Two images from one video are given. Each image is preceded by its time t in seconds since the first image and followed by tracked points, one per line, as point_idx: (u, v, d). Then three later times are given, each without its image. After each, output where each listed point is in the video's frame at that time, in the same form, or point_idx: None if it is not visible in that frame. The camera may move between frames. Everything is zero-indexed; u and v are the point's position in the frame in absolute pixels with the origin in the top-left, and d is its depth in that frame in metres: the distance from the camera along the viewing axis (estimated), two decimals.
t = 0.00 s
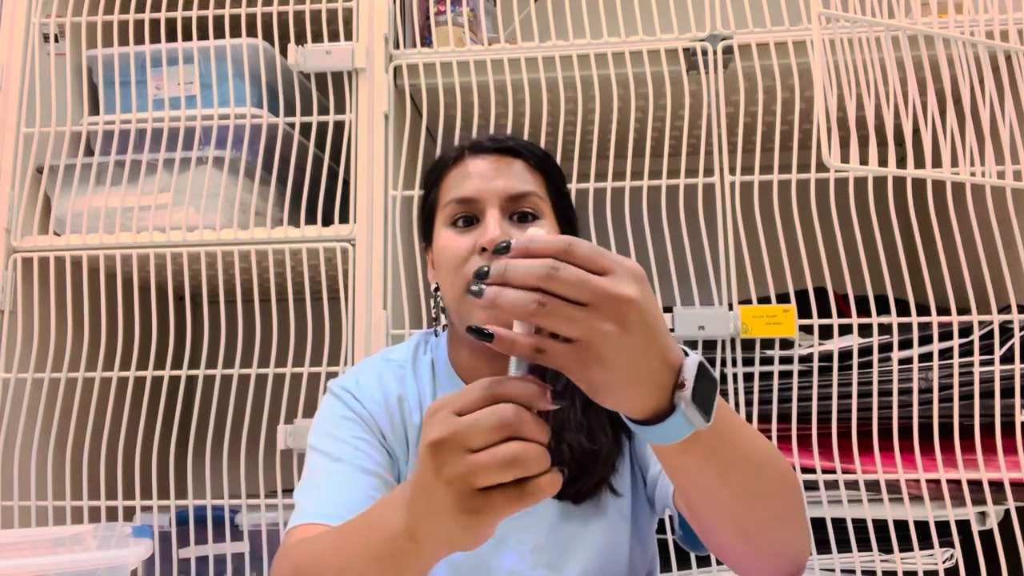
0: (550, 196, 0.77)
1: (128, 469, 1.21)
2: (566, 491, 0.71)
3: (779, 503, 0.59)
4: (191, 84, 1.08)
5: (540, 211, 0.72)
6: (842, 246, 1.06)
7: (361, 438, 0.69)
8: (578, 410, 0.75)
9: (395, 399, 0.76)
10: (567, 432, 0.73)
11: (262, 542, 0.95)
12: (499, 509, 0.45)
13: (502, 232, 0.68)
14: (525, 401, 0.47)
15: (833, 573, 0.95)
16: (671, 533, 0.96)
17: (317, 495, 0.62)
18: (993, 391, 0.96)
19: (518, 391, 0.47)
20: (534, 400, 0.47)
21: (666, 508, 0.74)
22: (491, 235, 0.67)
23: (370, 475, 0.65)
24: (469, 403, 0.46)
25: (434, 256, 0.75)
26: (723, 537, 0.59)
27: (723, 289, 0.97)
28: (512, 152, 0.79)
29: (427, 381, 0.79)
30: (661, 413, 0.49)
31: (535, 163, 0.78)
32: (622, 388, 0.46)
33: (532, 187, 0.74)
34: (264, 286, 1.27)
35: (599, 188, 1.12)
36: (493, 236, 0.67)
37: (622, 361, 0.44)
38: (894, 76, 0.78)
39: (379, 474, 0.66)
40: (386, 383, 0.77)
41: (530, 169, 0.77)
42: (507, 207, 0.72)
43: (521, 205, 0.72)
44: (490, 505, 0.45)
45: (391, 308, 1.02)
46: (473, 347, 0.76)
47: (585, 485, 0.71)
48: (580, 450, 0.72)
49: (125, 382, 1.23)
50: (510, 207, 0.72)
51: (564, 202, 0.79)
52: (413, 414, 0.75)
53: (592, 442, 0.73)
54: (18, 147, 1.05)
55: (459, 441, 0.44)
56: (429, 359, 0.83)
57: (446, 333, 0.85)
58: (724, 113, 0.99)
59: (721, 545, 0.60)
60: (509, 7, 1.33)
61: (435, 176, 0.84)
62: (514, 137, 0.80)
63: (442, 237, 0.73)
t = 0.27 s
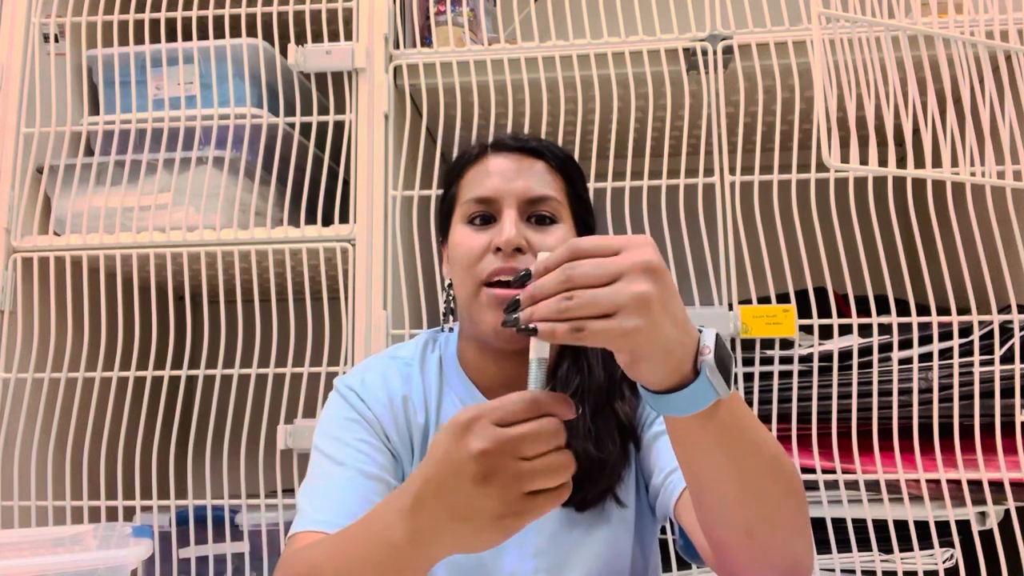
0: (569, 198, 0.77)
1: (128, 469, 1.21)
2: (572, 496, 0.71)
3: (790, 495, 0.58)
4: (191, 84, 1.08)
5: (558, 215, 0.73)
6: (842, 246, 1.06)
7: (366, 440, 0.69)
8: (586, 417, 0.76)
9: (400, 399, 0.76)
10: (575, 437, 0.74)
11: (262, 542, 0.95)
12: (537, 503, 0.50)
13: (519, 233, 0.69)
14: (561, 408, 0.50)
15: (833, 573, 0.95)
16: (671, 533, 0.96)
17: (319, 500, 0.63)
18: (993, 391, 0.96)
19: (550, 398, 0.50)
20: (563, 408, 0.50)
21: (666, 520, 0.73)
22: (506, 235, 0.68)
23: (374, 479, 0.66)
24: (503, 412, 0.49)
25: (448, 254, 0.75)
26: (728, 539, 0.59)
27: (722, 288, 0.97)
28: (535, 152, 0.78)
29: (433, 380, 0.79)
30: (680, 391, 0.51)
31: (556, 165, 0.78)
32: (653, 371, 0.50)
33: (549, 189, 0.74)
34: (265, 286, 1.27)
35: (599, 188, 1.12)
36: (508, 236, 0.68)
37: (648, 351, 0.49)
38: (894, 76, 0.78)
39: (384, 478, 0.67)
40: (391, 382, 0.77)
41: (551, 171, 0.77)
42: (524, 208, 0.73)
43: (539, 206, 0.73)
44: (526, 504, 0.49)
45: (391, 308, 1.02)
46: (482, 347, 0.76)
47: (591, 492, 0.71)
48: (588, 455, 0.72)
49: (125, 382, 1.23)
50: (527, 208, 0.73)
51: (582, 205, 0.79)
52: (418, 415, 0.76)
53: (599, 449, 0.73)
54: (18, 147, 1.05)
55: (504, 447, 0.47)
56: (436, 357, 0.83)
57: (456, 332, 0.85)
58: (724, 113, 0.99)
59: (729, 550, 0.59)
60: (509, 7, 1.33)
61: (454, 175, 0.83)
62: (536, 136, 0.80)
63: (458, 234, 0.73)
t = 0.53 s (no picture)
0: (569, 198, 0.77)
1: (128, 469, 1.21)
2: (574, 498, 0.71)
3: (783, 493, 0.57)
4: (191, 84, 1.08)
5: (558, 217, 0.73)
6: (842, 246, 1.06)
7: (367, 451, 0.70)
8: (590, 417, 0.76)
9: (400, 404, 0.76)
10: (578, 437, 0.74)
11: (262, 543, 0.95)
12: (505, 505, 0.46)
13: (520, 235, 0.70)
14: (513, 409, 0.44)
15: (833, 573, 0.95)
16: (671, 533, 0.96)
17: (326, 515, 0.64)
18: (993, 391, 0.96)
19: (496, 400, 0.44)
20: (524, 410, 0.45)
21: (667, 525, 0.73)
22: (507, 237, 0.69)
23: (377, 490, 0.67)
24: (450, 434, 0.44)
25: (449, 258, 0.76)
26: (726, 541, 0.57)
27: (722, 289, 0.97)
28: (533, 152, 0.78)
29: (433, 383, 0.80)
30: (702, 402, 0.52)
31: (555, 165, 0.78)
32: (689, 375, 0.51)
33: (548, 191, 0.74)
34: (264, 286, 1.27)
35: (599, 188, 1.12)
36: (509, 238, 0.69)
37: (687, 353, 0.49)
38: (894, 76, 0.78)
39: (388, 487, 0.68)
40: (391, 387, 0.78)
41: (550, 172, 0.77)
42: (524, 210, 0.73)
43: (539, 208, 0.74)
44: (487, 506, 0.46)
45: (391, 308, 1.02)
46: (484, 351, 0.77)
47: (593, 493, 0.71)
48: (591, 456, 0.72)
49: (125, 382, 1.23)
50: (527, 210, 0.73)
51: (583, 205, 0.79)
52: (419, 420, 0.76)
53: (603, 450, 0.73)
54: (18, 147, 1.05)
55: (454, 453, 0.44)
56: (436, 359, 0.83)
57: (457, 333, 0.85)
58: (724, 113, 0.99)
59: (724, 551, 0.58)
60: (509, 7, 1.33)
61: (452, 174, 0.82)
62: (534, 137, 0.79)
63: (458, 236, 0.73)
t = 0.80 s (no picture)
0: (566, 196, 0.77)
1: (128, 469, 1.21)
2: (576, 501, 0.72)
3: (759, 510, 0.54)
4: (191, 84, 1.08)
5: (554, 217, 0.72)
6: (842, 246, 1.06)
7: (361, 465, 0.71)
8: (592, 420, 0.75)
9: (400, 413, 0.76)
10: (582, 441, 0.74)
11: (262, 543, 0.95)
12: (496, 514, 0.51)
13: (515, 235, 0.69)
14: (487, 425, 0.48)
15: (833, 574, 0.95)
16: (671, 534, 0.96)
17: (317, 534, 0.65)
18: (993, 391, 0.96)
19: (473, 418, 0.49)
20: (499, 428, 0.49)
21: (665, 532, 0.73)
22: (501, 239, 0.68)
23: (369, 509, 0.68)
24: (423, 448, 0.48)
25: (448, 260, 0.75)
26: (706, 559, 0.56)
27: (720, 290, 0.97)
28: (530, 152, 0.79)
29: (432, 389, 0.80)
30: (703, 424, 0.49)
31: (551, 163, 0.78)
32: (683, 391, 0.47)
33: (545, 190, 0.74)
34: (264, 287, 1.27)
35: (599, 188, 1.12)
36: (503, 240, 0.68)
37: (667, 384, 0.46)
38: (895, 76, 0.78)
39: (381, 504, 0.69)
40: (390, 394, 0.78)
41: (546, 170, 0.77)
42: (519, 210, 0.73)
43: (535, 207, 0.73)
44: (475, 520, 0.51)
45: (391, 308, 1.02)
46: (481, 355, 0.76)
47: (595, 496, 0.72)
48: (593, 460, 0.72)
49: (125, 382, 1.23)
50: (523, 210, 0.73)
51: (581, 202, 0.79)
52: (418, 429, 0.76)
53: (604, 453, 0.73)
54: (18, 148, 1.05)
55: (444, 478, 0.49)
56: (435, 363, 0.82)
57: (457, 335, 0.85)
58: (724, 113, 0.99)
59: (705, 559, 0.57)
60: (509, 8, 1.33)
61: (450, 175, 0.83)
62: (530, 136, 0.80)
63: (456, 238, 0.73)
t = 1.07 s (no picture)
0: (575, 198, 0.77)
1: (128, 469, 1.21)
2: (578, 499, 0.71)
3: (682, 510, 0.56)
4: (191, 84, 1.08)
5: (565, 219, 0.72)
6: (842, 246, 1.06)
7: (361, 468, 0.71)
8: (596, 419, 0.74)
9: (401, 414, 0.76)
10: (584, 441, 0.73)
11: (262, 542, 0.96)
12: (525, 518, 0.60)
13: (528, 235, 0.68)
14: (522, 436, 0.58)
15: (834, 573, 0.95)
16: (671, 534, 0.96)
17: (318, 540, 0.66)
18: (993, 391, 0.96)
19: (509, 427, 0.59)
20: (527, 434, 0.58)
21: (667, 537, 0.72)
22: (515, 237, 0.67)
23: (369, 512, 0.68)
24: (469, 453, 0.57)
25: (455, 257, 0.74)
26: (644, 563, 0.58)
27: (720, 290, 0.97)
28: (540, 151, 0.78)
29: (434, 390, 0.80)
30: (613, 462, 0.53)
31: (561, 165, 0.78)
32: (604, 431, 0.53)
33: (556, 191, 0.74)
34: (264, 286, 1.27)
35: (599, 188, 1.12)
36: (517, 238, 0.67)
37: (605, 410, 0.51)
38: (894, 76, 0.78)
39: (381, 506, 0.69)
40: (392, 395, 0.78)
41: (556, 171, 0.77)
42: (532, 211, 0.72)
43: (546, 208, 0.73)
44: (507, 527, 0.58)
45: (391, 308, 1.02)
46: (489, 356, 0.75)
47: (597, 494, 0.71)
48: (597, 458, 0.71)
49: (125, 382, 1.23)
50: (534, 210, 0.72)
51: (587, 204, 0.80)
52: (419, 430, 0.76)
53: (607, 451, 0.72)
54: (18, 148, 1.05)
55: (482, 482, 0.57)
56: (437, 363, 0.82)
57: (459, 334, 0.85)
58: (724, 113, 0.99)
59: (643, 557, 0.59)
60: (509, 7, 1.33)
61: (456, 172, 0.83)
62: (540, 136, 0.80)
63: (465, 235, 0.72)
